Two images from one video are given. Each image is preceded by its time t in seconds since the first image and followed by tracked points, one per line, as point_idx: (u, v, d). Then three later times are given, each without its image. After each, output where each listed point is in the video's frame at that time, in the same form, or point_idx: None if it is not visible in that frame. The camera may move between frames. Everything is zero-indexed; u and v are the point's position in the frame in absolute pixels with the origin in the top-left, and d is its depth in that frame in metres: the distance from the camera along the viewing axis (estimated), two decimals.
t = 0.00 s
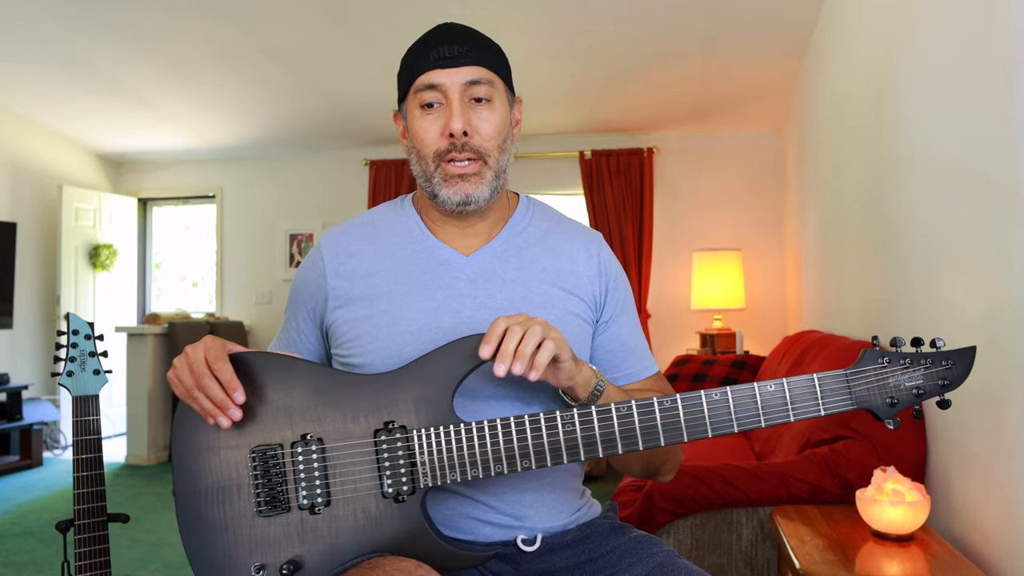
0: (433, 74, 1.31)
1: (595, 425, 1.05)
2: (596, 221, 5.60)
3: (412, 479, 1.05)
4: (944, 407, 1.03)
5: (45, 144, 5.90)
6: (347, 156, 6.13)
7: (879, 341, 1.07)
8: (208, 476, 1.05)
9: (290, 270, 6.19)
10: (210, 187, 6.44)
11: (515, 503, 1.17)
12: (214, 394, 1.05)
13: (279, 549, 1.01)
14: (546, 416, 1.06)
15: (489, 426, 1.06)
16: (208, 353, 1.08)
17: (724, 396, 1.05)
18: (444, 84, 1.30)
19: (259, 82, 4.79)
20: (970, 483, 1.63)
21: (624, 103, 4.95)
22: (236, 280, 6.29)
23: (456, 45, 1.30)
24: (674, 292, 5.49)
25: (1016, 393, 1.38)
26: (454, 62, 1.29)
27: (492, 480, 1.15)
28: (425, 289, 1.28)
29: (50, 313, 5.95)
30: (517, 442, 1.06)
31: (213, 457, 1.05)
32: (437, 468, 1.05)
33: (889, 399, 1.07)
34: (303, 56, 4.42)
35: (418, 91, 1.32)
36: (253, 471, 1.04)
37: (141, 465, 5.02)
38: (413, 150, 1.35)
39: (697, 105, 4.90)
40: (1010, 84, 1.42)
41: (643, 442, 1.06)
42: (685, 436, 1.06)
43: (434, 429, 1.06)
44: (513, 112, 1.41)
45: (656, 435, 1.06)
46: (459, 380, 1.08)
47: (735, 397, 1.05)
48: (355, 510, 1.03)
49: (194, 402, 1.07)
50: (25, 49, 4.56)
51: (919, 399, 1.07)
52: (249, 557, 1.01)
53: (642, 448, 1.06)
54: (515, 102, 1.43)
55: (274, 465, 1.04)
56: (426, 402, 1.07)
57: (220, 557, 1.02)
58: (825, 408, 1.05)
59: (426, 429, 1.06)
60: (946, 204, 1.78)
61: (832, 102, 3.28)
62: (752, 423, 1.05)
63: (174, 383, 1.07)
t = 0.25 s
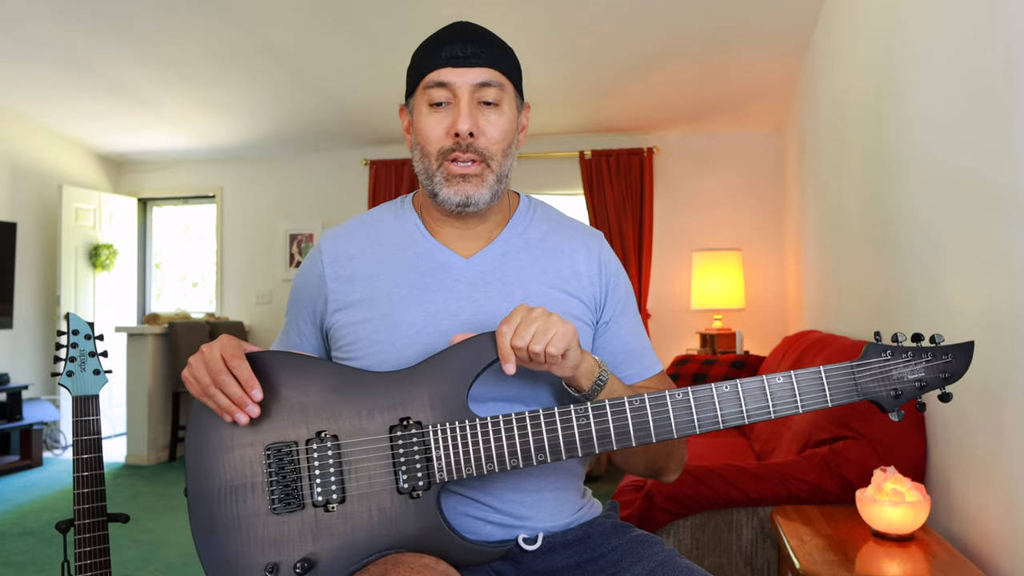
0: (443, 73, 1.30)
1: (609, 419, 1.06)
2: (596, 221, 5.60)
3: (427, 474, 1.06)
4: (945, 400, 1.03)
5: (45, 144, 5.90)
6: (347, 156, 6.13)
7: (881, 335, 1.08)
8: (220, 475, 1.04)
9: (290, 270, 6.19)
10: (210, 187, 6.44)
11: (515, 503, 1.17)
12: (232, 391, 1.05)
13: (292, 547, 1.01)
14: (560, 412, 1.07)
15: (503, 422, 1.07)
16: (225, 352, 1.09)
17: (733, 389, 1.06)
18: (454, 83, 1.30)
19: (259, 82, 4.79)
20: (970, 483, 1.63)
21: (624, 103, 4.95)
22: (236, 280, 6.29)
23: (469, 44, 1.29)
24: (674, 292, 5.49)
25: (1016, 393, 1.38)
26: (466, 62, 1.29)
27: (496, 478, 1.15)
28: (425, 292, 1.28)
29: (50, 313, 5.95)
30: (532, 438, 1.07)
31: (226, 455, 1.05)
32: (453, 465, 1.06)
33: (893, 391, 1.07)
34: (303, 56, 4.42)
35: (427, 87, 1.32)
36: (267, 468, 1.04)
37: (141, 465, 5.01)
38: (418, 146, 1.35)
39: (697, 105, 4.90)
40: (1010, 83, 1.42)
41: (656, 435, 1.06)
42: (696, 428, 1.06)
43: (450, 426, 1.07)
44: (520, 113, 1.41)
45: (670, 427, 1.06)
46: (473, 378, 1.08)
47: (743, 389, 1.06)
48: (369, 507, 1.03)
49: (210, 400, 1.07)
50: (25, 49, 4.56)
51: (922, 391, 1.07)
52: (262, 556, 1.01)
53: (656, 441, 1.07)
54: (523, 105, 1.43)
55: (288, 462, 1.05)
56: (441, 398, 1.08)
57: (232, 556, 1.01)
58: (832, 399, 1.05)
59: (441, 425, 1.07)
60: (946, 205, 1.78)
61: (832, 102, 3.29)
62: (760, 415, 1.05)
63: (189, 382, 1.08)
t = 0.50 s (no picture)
0: (453, 69, 1.30)
1: (614, 418, 1.06)
2: (596, 221, 5.60)
3: (434, 474, 1.06)
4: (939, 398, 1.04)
5: (45, 144, 5.90)
6: (347, 156, 6.13)
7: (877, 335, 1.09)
8: (223, 476, 1.04)
9: (290, 270, 6.19)
10: (210, 187, 6.44)
11: (515, 504, 1.17)
12: (237, 391, 1.05)
13: (297, 548, 1.01)
14: (565, 411, 1.07)
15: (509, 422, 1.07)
16: (229, 352, 1.09)
17: (736, 387, 1.06)
18: (463, 79, 1.30)
19: (259, 82, 4.79)
20: (970, 483, 1.63)
21: (624, 103, 4.95)
22: (236, 280, 6.29)
23: (479, 42, 1.29)
24: (674, 292, 5.49)
25: (1016, 392, 1.38)
26: (476, 59, 1.29)
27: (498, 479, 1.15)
28: (428, 292, 1.28)
29: (50, 313, 5.95)
30: (538, 437, 1.07)
31: (229, 455, 1.04)
32: (460, 465, 1.06)
33: (889, 390, 1.08)
34: (303, 56, 4.42)
35: (435, 83, 1.32)
36: (272, 469, 1.04)
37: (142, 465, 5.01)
38: (423, 143, 1.35)
39: (697, 105, 4.90)
40: (1010, 82, 1.42)
41: (662, 434, 1.06)
42: (699, 427, 1.06)
43: (456, 426, 1.07)
44: (526, 114, 1.40)
45: (675, 426, 1.06)
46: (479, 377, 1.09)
47: (746, 388, 1.06)
48: (375, 507, 1.03)
49: (213, 400, 1.07)
50: (25, 49, 4.56)
51: (917, 390, 1.08)
52: (266, 557, 1.00)
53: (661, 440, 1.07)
54: (529, 107, 1.43)
55: (293, 462, 1.04)
56: (447, 398, 1.08)
57: (235, 557, 1.01)
58: (831, 399, 1.06)
59: (448, 425, 1.07)
60: (946, 204, 1.78)
61: (832, 102, 3.29)
62: (763, 413, 1.05)
63: (192, 382, 1.07)
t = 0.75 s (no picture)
0: (465, 66, 1.30)
1: (621, 422, 1.06)
2: (596, 221, 5.60)
3: (440, 475, 1.06)
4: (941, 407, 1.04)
5: (45, 144, 5.90)
6: (347, 156, 6.13)
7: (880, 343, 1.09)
8: (227, 474, 1.03)
9: (290, 270, 6.19)
10: (210, 187, 6.44)
11: (516, 504, 1.17)
12: (242, 386, 1.05)
13: (301, 548, 1.01)
14: (572, 414, 1.07)
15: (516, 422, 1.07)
16: (233, 348, 1.09)
17: (742, 393, 1.06)
18: (476, 76, 1.30)
19: (259, 82, 4.79)
20: (971, 483, 1.63)
21: (624, 103, 4.95)
22: (236, 280, 6.29)
23: (491, 39, 1.30)
24: (674, 292, 5.49)
25: (1016, 392, 1.38)
26: (489, 55, 1.29)
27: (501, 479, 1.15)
28: (431, 293, 1.28)
29: (50, 313, 5.95)
30: (545, 438, 1.07)
31: (233, 453, 1.04)
32: (466, 465, 1.06)
33: (893, 398, 1.08)
34: (303, 56, 4.42)
35: (447, 80, 1.31)
36: (277, 467, 1.04)
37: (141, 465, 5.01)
38: (433, 141, 1.34)
39: (697, 105, 4.90)
40: (1010, 82, 1.42)
41: (668, 438, 1.06)
42: (705, 432, 1.06)
43: (463, 426, 1.07)
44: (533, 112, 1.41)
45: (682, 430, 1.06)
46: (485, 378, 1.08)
47: (752, 394, 1.06)
48: (380, 507, 1.04)
49: (217, 396, 1.06)
50: (25, 49, 4.56)
51: (919, 399, 1.08)
52: (269, 556, 1.01)
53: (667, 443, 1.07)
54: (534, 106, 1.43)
55: (299, 462, 1.04)
56: (453, 396, 1.08)
57: (238, 556, 1.01)
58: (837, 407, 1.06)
59: (454, 426, 1.07)
60: (948, 203, 1.78)
61: (832, 102, 3.29)
62: (769, 420, 1.06)
63: (196, 377, 1.07)
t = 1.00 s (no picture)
0: (469, 67, 1.30)
1: (624, 424, 1.06)
2: (596, 221, 5.60)
3: (442, 476, 1.06)
4: (945, 412, 1.04)
5: (45, 144, 5.90)
6: (347, 156, 6.13)
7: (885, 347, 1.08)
8: (229, 473, 1.04)
9: (290, 270, 6.19)
10: (210, 187, 6.44)
11: (517, 504, 1.18)
12: (245, 385, 1.05)
13: (303, 548, 1.01)
14: (575, 416, 1.07)
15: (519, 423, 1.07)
16: (236, 347, 1.09)
17: (745, 396, 1.06)
18: (480, 76, 1.30)
19: (259, 82, 4.79)
20: (971, 483, 1.63)
21: (624, 103, 4.95)
22: (236, 280, 6.29)
23: (494, 39, 1.30)
24: (674, 292, 5.49)
25: (1016, 392, 1.38)
26: (493, 56, 1.30)
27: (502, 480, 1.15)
28: (430, 293, 1.28)
29: (50, 313, 5.95)
30: (547, 439, 1.07)
31: (236, 453, 1.04)
32: (469, 466, 1.06)
33: (897, 402, 1.07)
34: (303, 56, 4.42)
35: (450, 80, 1.32)
36: (279, 467, 1.04)
37: (141, 465, 5.01)
38: (435, 140, 1.35)
39: (697, 105, 4.90)
40: (1010, 81, 1.42)
41: (671, 441, 1.06)
42: (709, 436, 1.06)
43: (467, 427, 1.07)
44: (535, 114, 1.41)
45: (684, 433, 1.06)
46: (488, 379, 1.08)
47: (755, 397, 1.06)
48: (382, 507, 1.04)
49: (220, 396, 1.06)
50: (25, 49, 4.56)
51: (924, 404, 1.07)
52: (271, 556, 1.01)
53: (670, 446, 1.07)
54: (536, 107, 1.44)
55: (301, 462, 1.04)
56: (457, 397, 1.08)
57: (240, 555, 1.01)
58: (840, 410, 1.06)
59: (457, 427, 1.07)
60: (949, 203, 1.78)
61: (832, 103, 3.29)
62: (772, 424, 1.05)
63: (199, 376, 1.07)
